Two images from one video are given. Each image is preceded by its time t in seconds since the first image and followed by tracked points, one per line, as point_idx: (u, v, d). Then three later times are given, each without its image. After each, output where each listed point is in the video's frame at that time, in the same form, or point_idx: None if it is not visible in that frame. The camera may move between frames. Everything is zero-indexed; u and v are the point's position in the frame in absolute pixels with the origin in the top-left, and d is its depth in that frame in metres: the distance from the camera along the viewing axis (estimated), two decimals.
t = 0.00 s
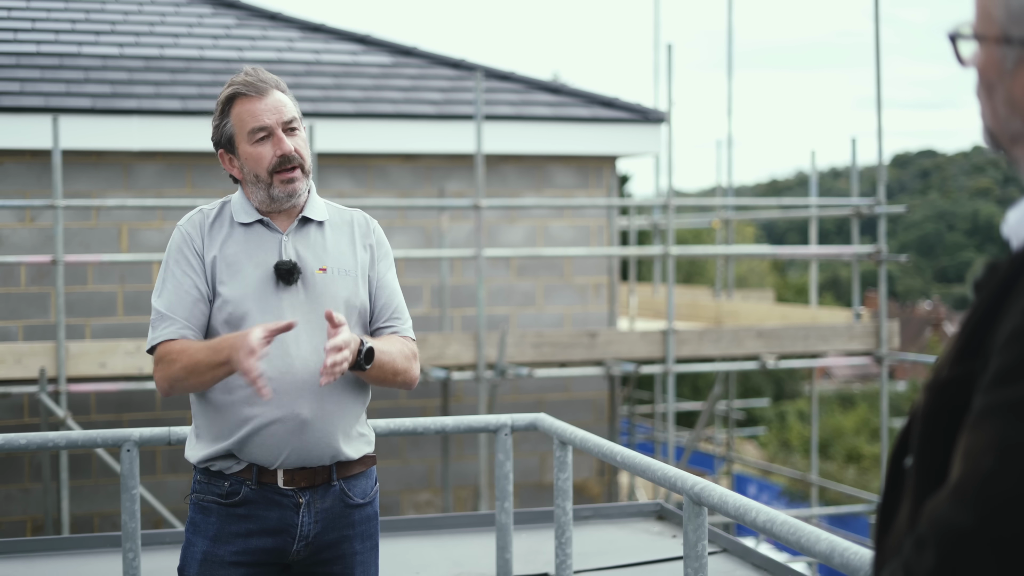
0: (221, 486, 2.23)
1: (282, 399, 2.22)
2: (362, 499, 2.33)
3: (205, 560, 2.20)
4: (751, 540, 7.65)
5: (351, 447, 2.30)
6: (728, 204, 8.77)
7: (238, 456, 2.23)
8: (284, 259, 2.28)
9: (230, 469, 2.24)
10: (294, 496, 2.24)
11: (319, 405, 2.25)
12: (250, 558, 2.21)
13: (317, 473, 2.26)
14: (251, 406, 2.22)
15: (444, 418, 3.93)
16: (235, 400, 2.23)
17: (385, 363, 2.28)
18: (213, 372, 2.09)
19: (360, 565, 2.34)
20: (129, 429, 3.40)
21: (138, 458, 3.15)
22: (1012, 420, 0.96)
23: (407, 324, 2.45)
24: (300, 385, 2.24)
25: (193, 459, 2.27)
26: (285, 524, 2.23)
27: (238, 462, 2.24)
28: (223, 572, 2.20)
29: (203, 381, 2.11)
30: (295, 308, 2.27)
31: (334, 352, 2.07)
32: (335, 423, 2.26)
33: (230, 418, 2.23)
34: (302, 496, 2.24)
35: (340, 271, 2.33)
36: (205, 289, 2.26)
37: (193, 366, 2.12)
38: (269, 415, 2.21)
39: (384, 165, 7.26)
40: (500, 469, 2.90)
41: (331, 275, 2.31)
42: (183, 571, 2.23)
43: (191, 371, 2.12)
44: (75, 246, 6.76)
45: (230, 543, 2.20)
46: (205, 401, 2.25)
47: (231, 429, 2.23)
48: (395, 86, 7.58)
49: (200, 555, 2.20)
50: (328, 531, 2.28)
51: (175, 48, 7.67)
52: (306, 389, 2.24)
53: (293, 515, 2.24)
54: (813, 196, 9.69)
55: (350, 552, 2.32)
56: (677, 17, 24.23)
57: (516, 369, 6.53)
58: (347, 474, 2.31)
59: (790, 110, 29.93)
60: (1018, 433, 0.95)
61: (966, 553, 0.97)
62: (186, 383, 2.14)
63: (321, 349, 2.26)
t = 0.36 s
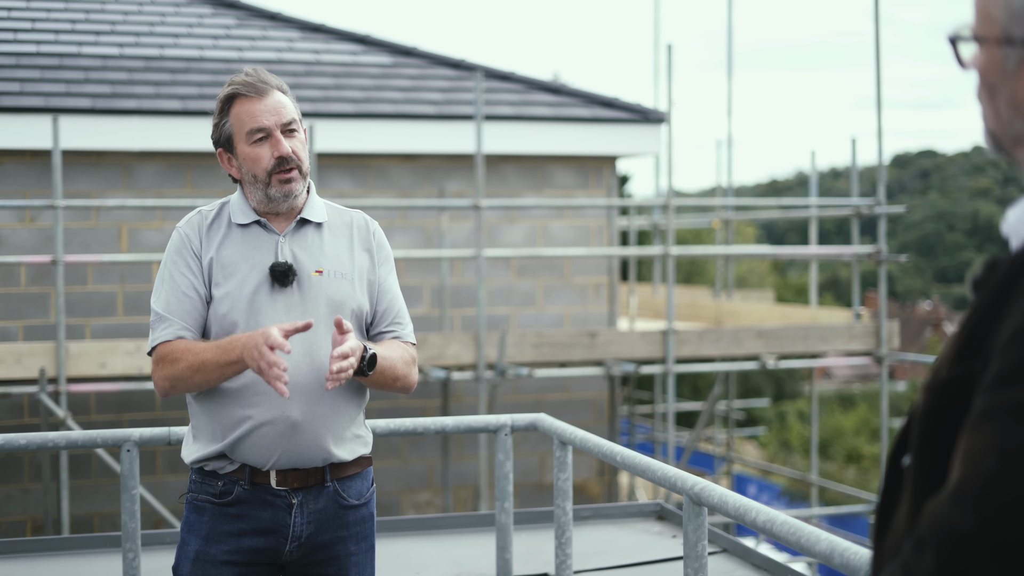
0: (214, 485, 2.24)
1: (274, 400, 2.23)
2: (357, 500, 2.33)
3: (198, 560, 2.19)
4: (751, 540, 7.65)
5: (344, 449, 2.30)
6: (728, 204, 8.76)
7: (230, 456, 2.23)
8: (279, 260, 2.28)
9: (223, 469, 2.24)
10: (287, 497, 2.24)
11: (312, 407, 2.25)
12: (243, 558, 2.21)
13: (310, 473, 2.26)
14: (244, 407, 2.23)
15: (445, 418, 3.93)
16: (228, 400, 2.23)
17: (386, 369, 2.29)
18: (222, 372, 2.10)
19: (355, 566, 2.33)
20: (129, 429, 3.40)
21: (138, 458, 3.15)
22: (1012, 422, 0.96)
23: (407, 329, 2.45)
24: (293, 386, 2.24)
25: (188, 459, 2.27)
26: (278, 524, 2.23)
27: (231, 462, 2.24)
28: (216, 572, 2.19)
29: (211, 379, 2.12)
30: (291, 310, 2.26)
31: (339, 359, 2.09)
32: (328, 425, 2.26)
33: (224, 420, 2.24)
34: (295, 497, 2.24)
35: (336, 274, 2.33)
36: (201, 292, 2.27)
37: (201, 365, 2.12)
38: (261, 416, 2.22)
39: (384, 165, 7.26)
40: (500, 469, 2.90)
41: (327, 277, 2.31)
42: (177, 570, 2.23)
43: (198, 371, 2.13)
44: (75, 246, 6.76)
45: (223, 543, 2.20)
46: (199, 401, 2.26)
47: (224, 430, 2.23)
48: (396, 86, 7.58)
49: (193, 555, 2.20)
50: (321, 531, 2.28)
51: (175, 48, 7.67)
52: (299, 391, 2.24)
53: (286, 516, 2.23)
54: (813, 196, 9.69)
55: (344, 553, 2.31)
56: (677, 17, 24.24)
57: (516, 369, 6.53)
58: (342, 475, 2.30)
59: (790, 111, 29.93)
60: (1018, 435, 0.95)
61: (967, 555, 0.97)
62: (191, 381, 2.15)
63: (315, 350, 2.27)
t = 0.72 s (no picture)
0: (216, 485, 2.23)
1: (276, 399, 2.23)
2: (358, 500, 2.33)
3: (199, 560, 2.19)
4: (751, 540, 7.65)
5: (345, 448, 2.29)
6: (728, 204, 8.76)
7: (232, 456, 2.24)
8: (280, 259, 2.29)
9: (225, 468, 2.24)
10: (288, 496, 2.24)
11: (313, 405, 2.25)
12: (244, 558, 2.21)
13: (312, 473, 2.26)
14: (247, 406, 2.23)
15: (445, 418, 3.93)
16: (230, 398, 2.23)
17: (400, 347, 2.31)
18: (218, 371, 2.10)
19: (356, 566, 2.33)
20: (128, 429, 3.40)
21: (137, 458, 3.15)
22: (1013, 425, 0.96)
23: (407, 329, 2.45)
24: (293, 385, 2.24)
25: (189, 459, 2.27)
26: (279, 524, 2.23)
27: (233, 461, 2.24)
28: (217, 572, 2.19)
29: (208, 379, 2.11)
30: (291, 310, 2.27)
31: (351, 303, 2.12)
32: (329, 424, 2.26)
33: (226, 417, 2.23)
34: (296, 496, 2.24)
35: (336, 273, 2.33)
36: (200, 291, 2.27)
37: (198, 366, 2.11)
38: (262, 415, 2.22)
39: (384, 165, 7.26)
40: (500, 469, 2.90)
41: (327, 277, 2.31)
42: (178, 570, 2.23)
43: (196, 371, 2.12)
44: (75, 246, 6.76)
45: (225, 543, 2.20)
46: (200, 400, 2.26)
47: (225, 429, 2.23)
48: (395, 86, 7.58)
49: (195, 555, 2.20)
50: (323, 531, 2.28)
51: (175, 48, 7.67)
52: (299, 389, 2.24)
53: (288, 515, 2.24)
54: (813, 196, 9.68)
55: (345, 553, 2.31)
56: (677, 17, 24.24)
57: (516, 369, 6.53)
58: (343, 474, 2.31)
59: (790, 110, 29.93)
60: (1018, 437, 0.95)
61: (968, 559, 0.98)
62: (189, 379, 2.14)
63: (316, 347, 2.26)
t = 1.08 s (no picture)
0: (217, 484, 2.24)
1: (278, 398, 2.23)
2: (359, 500, 2.32)
3: (200, 559, 2.19)
4: (751, 540, 7.65)
5: (348, 448, 2.29)
6: (728, 204, 8.75)
7: (234, 455, 2.24)
8: (283, 258, 2.28)
9: (227, 468, 2.24)
10: (290, 496, 2.24)
11: (315, 404, 2.24)
12: (245, 557, 2.21)
13: (313, 473, 2.26)
14: (249, 405, 2.23)
15: (444, 418, 3.93)
16: (233, 397, 2.24)
17: (410, 244, 2.30)
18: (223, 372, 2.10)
19: (356, 566, 2.33)
20: (129, 429, 3.40)
21: (137, 458, 3.15)
22: (1013, 426, 0.96)
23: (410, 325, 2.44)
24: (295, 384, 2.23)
25: (191, 460, 2.28)
26: (280, 523, 2.23)
27: (234, 460, 2.24)
28: (218, 571, 2.19)
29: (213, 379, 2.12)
30: (293, 309, 2.26)
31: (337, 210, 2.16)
32: (331, 423, 2.25)
33: (229, 416, 2.24)
34: (297, 496, 2.24)
35: (338, 272, 2.32)
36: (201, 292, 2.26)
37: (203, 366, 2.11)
38: (264, 414, 2.22)
39: (384, 165, 7.26)
40: (500, 469, 2.90)
41: (329, 276, 2.30)
42: (178, 570, 2.23)
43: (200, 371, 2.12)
44: (75, 246, 6.76)
45: (225, 542, 2.21)
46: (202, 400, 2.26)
47: (226, 429, 2.24)
48: (395, 86, 7.58)
49: (195, 554, 2.20)
50: (323, 531, 2.28)
51: (175, 48, 7.67)
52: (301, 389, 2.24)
53: (289, 514, 2.24)
54: (813, 196, 9.68)
55: (346, 553, 2.31)
56: (677, 17, 24.24)
57: (516, 369, 6.53)
58: (344, 474, 2.30)
59: (790, 110, 29.93)
60: (1019, 439, 0.95)
61: (970, 559, 0.98)
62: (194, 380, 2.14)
63: (318, 345, 2.26)
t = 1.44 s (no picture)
0: (219, 484, 2.24)
1: (279, 395, 2.22)
2: (362, 500, 2.32)
3: (202, 559, 2.20)
4: (751, 540, 7.65)
5: (350, 447, 2.29)
6: (728, 204, 8.74)
7: (236, 454, 2.24)
8: (284, 257, 2.28)
9: (229, 467, 2.24)
10: (292, 495, 2.24)
11: (316, 402, 2.24)
12: (247, 557, 2.21)
13: (316, 472, 2.26)
14: (250, 402, 2.22)
15: (445, 418, 3.93)
16: (233, 394, 2.23)
17: (412, 242, 2.32)
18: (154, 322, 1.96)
19: (359, 566, 2.33)
20: (129, 429, 3.40)
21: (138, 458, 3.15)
22: (1019, 427, 0.96)
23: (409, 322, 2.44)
24: (296, 381, 2.23)
25: (193, 458, 2.28)
26: (283, 523, 2.23)
27: (236, 460, 2.25)
28: (220, 571, 2.19)
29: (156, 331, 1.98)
30: (294, 306, 2.25)
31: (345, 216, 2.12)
32: (333, 422, 2.25)
33: (228, 413, 2.23)
34: (300, 496, 2.24)
35: (337, 269, 2.32)
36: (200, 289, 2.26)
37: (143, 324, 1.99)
38: (265, 411, 2.21)
39: (384, 165, 7.26)
40: (500, 469, 2.90)
41: (329, 273, 2.30)
42: (181, 570, 2.23)
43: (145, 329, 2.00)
44: (75, 246, 6.76)
45: (228, 542, 2.21)
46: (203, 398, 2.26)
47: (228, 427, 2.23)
48: (395, 86, 7.58)
49: (198, 553, 2.20)
50: (326, 531, 2.28)
51: (175, 48, 7.67)
52: (302, 387, 2.23)
53: (291, 514, 2.23)
54: (813, 196, 9.67)
55: (348, 553, 2.31)
56: (677, 17, 24.23)
57: (516, 369, 6.53)
58: (347, 474, 2.30)
59: (791, 110, 29.91)
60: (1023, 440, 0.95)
61: (973, 559, 0.98)
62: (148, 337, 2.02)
63: (319, 342, 2.25)
